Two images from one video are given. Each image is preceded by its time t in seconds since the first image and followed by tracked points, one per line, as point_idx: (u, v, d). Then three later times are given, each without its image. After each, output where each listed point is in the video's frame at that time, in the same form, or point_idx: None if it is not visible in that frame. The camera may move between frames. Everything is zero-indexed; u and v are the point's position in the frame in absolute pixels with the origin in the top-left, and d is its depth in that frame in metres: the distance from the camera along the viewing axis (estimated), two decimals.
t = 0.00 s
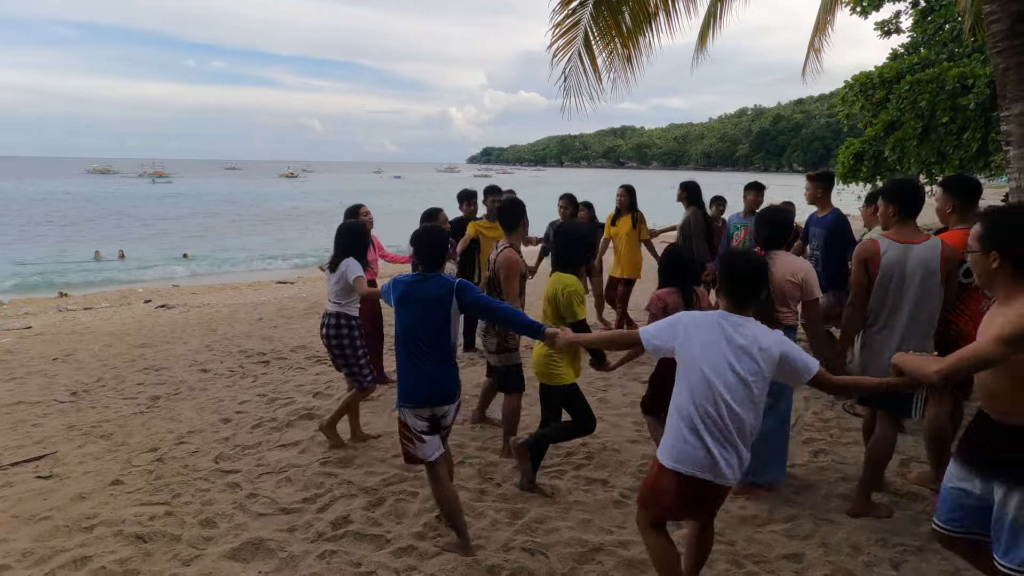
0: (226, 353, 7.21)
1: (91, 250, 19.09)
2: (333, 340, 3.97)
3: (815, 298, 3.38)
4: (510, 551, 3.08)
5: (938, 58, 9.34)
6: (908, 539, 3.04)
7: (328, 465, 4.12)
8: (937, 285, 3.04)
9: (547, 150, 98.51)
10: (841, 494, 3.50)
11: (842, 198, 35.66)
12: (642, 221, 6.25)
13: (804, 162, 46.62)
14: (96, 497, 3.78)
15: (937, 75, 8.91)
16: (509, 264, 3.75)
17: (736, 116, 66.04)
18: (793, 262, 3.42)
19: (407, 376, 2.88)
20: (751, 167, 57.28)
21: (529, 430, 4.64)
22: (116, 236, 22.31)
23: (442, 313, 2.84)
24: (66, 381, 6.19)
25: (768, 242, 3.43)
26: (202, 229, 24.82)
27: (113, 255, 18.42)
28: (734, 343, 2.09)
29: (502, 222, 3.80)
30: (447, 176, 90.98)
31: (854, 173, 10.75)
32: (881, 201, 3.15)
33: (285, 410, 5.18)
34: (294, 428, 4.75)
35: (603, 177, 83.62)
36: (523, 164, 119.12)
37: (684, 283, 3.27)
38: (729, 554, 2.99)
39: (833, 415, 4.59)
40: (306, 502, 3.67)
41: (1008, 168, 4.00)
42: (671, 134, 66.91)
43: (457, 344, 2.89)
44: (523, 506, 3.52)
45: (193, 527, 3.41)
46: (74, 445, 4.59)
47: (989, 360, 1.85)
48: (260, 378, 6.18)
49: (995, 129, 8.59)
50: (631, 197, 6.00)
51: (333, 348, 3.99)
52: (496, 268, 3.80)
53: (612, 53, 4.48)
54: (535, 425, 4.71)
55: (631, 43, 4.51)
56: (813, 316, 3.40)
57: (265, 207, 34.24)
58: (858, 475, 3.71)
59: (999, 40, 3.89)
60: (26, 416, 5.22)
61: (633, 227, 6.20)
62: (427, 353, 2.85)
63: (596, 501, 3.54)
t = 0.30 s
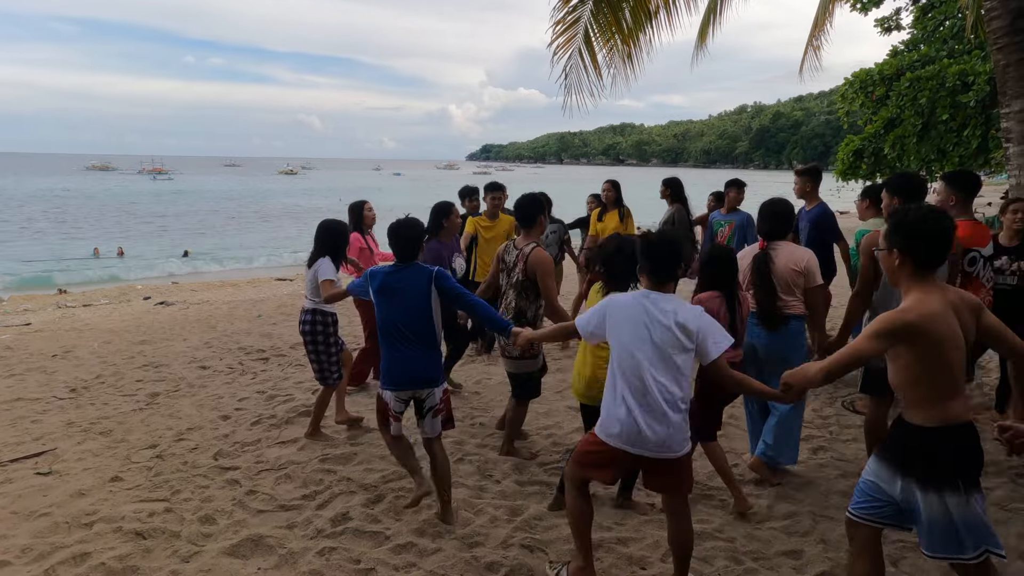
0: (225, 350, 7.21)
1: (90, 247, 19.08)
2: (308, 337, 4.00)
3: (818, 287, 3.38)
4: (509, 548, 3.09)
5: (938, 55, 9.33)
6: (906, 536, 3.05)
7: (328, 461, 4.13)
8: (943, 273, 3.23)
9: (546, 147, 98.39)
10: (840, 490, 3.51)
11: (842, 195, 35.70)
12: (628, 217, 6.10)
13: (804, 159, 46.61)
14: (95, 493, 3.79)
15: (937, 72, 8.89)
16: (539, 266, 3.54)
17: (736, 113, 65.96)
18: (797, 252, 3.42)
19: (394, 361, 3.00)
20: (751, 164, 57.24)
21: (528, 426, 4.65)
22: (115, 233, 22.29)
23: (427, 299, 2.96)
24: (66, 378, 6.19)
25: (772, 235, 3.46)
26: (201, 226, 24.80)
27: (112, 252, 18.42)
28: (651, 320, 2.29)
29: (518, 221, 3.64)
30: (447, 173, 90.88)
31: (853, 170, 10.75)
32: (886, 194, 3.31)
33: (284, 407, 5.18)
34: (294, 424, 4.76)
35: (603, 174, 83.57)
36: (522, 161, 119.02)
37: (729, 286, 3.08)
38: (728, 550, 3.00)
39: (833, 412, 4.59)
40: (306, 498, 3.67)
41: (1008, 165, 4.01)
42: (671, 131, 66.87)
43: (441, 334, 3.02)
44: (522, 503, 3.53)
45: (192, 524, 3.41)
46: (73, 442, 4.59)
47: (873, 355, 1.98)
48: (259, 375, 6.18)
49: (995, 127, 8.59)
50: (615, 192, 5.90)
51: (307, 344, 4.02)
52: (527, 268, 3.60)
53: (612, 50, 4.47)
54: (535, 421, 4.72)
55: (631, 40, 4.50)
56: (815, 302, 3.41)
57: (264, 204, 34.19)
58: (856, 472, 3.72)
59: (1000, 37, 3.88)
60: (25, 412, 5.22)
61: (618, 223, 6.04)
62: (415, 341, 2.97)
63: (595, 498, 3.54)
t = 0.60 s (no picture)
0: (224, 349, 7.20)
1: (89, 246, 19.03)
2: (302, 328, 4.00)
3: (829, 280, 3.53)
4: (508, 547, 3.09)
5: (937, 55, 9.34)
6: (903, 535, 3.05)
7: (327, 460, 4.13)
8: (956, 270, 3.34)
9: (545, 146, 98.34)
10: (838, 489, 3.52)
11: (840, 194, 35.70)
12: (608, 219, 5.99)
13: (802, 158, 46.60)
14: (94, 492, 3.78)
15: (936, 72, 8.90)
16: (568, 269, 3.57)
17: (735, 112, 65.95)
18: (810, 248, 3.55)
19: (354, 357, 3.11)
20: (750, 163, 57.25)
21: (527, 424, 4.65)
22: (114, 231, 22.25)
23: (382, 298, 3.10)
24: (64, 377, 6.18)
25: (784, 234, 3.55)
26: (200, 225, 24.75)
27: (110, 250, 18.38)
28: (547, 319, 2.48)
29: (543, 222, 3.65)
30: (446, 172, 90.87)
31: (852, 169, 10.75)
32: (900, 194, 3.33)
33: (283, 405, 5.18)
34: (293, 424, 4.76)
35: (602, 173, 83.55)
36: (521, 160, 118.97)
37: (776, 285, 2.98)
38: (726, 549, 3.00)
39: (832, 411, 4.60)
40: (304, 497, 3.67)
41: (1006, 165, 4.01)
42: (670, 130, 66.86)
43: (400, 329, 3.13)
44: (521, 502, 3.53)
45: (191, 523, 3.41)
46: (71, 441, 4.59)
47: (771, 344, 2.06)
48: (258, 374, 6.18)
49: (993, 127, 8.61)
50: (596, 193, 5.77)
51: (302, 335, 4.02)
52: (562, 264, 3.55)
53: (611, 50, 4.47)
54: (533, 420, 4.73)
55: (631, 40, 4.49)
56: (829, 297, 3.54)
57: (263, 203, 34.13)
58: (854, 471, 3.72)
59: (999, 37, 3.89)
60: (23, 411, 5.21)
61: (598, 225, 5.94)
62: (371, 339, 3.10)
63: (594, 496, 3.54)
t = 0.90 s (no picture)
0: (225, 349, 7.21)
1: (90, 246, 19.04)
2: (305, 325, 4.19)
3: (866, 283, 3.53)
4: (510, 549, 3.08)
5: (939, 57, 9.34)
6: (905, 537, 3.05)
7: (329, 461, 4.13)
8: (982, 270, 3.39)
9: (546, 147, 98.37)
10: (839, 491, 3.51)
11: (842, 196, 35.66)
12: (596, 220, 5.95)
13: (804, 159, 46.58)
14: (96, 492, 3.79)
15: (938, 74, 8.89)
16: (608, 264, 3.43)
17: (736, 113, 65.92)
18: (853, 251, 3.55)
19: (336, 339, 3.42)
20: (751, 164, 57.24)
21: (528, 425, 4.66)
22: (115, 231, 22.27)
23: (355, 285, 3.44)
24: (66, 377, 6.18)
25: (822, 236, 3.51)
26: (201, 225, 24.76)
27: (112, 251, 18.39)
28: (471, 310, 2.62)
29: (578, 222, 3.45)
30: (447, 173, 90.89)
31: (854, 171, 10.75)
32: (930, 193, 3.37)
33: (284, 406, 5.19)
34: (294, 424, 4.77)
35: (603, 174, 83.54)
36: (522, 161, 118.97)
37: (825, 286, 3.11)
38: (728, 551, 3.00)
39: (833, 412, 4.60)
40: (305, 498, 3.67)
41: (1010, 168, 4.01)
42: (671, 131, 66.86)
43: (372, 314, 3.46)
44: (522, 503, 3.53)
45: (192, 523, 3.41)
46: (73, 441, 4.59)
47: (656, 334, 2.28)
48: (259, 374, 6.19)
49: (995, 129, 8.60)
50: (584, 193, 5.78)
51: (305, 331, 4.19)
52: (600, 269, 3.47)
53: (612, 50, 4.47)
54: (534, 421, 4.73)
55: (632, 41, 4.51)
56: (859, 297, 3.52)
57: (264, 203, 34.13)
58: (856, 472, 3.72)
59: (1001, 40, 3.89)
60: (25, 412, 5.22)
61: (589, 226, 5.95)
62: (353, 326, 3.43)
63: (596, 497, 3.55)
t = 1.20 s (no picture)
0: (225, 347, 7.20)
1: (90, 245, 19.03)
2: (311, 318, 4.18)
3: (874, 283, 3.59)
4: (509, 548, 3.08)
5: (939, 57, 9.33)
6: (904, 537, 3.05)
7: (329, 459, 4.12)
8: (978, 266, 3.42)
9: (546, 146, 98.35)
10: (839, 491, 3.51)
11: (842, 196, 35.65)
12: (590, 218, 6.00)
13: (804, 159, 46.56)
14: (96, 491, 3.79)
15: (939, 74, 8.89)
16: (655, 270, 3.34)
17: (736, 113, 65.89)
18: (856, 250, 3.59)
19: (326, 324, 3.76)
20: (751, 164, 57.21)
21: (529, 424, 4.66)
22: (115, 230, 22.25)
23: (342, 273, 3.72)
24: (66, 376, 6.18)
25: (840, 235, 3.56)
26: (201, 224, 24.74)
27: (112, 250, 18.37)
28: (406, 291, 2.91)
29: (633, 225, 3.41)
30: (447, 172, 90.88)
31: (854, 171, 10.75)
32: (926, 195, 3.37)
33: (284, 404, 5.19)
34: (294, 423, 4.76)
35: (603, 173, 83.54)
36: (522, 160, 118.97)
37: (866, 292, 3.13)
38: (727, 550, 3.01)
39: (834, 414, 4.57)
40: (305, 496, 3.67)
41: (1010, 167, 4.01)
42: (671, 130, 66.85)
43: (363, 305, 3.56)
44: (522, 502, 3.53)
45: (192, 522, 3.41)
46: (73, 440, 4.59)
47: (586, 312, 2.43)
48: (259, 373, 6.19)
49: (996, 129, 8.60)
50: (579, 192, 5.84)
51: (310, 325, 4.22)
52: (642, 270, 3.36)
53: (612, 49, 4.47)
54: (535, 420, 4.73)
55: (632, 39, 4.50)
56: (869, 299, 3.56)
57: (264, 202, 34.12)
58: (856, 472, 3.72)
59: (1002, 40, 3.89)
60: (25, 410, 5.22)
61: (581, 225, 5.93)
62: (341, 308, 3.74)
63: (596, 496, 3.55)
